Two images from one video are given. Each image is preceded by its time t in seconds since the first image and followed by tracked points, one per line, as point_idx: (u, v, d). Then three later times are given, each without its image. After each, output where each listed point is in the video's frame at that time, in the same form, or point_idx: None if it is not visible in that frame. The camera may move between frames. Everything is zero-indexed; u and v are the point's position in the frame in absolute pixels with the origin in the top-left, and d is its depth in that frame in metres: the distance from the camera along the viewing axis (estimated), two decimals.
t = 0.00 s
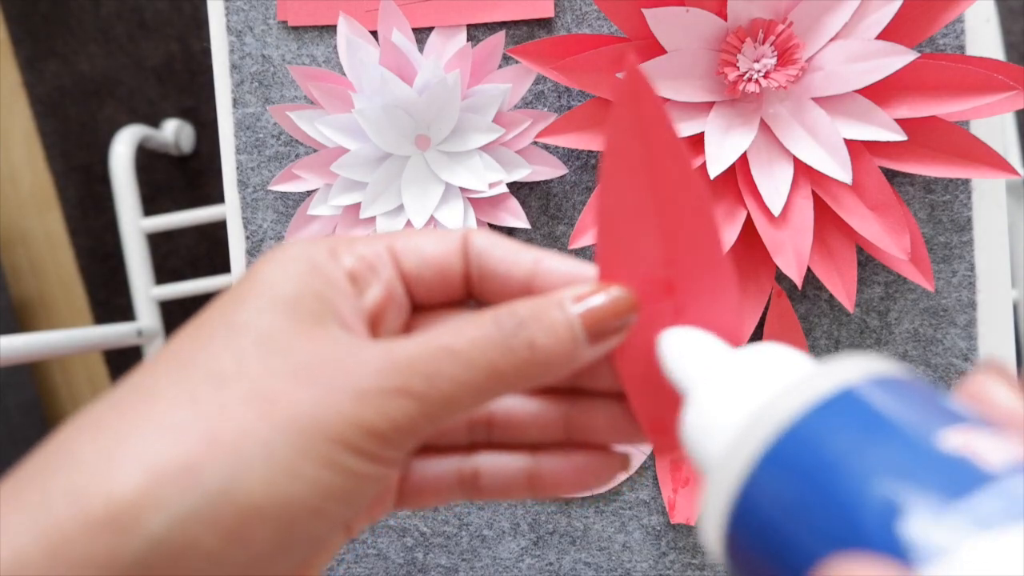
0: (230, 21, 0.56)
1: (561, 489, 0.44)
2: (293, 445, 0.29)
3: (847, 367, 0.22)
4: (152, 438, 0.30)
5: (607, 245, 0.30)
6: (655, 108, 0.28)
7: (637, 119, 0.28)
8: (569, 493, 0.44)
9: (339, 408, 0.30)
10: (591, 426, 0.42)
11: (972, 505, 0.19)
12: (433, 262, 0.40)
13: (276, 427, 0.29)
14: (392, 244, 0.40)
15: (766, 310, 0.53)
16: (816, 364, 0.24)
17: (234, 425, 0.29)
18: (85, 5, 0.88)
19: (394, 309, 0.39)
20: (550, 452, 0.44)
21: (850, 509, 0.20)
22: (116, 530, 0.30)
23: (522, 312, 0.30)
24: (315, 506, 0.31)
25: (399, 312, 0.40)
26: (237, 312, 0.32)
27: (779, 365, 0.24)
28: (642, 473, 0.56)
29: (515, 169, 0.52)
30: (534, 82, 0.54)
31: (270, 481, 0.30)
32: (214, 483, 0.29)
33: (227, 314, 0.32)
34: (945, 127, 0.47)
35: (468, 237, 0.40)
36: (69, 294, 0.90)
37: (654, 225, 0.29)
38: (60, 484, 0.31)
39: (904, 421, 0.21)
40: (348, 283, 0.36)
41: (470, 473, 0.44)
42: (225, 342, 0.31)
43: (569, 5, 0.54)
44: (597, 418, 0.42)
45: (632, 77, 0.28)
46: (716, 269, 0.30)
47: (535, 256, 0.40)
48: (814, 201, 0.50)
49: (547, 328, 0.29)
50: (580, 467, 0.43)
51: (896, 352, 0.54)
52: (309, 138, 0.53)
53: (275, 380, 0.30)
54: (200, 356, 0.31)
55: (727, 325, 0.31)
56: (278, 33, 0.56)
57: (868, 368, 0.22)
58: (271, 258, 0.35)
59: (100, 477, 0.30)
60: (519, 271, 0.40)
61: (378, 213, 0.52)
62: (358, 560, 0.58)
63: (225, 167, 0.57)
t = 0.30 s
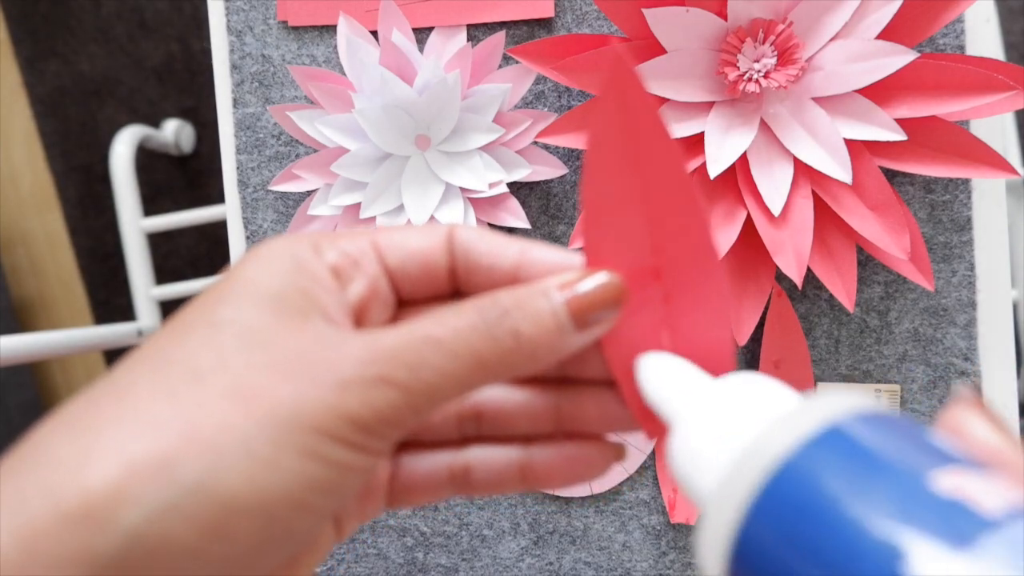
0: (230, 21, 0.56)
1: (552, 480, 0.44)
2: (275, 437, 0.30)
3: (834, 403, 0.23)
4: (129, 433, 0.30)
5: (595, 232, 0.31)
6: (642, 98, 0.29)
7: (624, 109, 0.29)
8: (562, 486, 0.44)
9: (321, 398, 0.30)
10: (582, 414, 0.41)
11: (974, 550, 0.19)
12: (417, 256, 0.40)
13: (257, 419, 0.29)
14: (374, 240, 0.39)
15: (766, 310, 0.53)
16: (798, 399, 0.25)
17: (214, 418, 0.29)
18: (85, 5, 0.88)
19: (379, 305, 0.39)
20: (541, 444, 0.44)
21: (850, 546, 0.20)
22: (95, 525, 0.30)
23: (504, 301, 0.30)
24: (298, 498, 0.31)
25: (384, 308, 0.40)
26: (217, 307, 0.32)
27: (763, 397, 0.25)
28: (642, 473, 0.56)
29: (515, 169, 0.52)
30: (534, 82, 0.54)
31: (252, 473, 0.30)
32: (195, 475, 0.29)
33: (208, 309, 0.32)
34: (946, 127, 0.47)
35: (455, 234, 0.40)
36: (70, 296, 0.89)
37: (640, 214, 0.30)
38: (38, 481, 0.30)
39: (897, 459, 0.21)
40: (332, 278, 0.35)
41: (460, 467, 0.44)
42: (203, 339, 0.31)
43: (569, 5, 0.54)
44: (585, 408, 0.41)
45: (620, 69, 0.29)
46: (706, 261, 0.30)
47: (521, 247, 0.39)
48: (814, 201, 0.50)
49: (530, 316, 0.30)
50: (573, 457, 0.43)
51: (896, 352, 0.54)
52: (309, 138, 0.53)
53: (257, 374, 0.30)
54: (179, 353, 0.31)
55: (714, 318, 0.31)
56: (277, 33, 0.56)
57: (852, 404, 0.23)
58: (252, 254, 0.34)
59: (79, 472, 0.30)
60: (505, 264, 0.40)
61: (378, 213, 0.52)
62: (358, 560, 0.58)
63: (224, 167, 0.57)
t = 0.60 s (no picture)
0: (230, 21, 0.57)
1: (559, 492, 0.44)
2: (281, 449, 0.30)
3: (884, 472, 0.24)
4: (133, 444, 0.30)
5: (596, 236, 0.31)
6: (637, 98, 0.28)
7: (619, 112, 0.28)
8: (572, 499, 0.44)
9: (327, 408, 0.30)
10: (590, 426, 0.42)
11: None
12: (424, 268, 0.40)
13: (261, 429, 0.29)
14: (383, 255, 0.39)
15: (766, 310, 0.53)
16: (850, 459, 0.26)
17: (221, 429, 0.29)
18: (85, 5, 0.88)
19: (386, 317, 0.38)
20: (549, 458, 0.44)
21: None
22: (96, 537, 0.29)
23: (509, 311, 0.30)
24: (303, 510, 0.31)
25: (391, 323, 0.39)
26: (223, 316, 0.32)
27: (807, 454, 0.26)
28: (642, 473, 0.56)
29: (515, 169, 0.52)
30: (534, 82, 0.54)
31: (258, 485, 0.30)
32: (199, 486, 0.29)
33: (215, 320, 0.32)
34: (946, 127, 0.47)
35: (459, 245, 0.40)
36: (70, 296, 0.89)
37: (640, 217, 0.30)
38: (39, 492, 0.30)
39: (946, 530, 0.23)
40: (339, 292, 0.35)
41: (467, 481, 0.44)
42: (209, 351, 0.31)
43: (569, 5, 0.54)
44: (594, 420, 0.41)
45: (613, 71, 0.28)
46: (707, 258, 0.29)
47: (525, 257, 0.39)
48: (814, 201, 0.50)
49: (535, 326, 0.30)
50: (581, 469, 0.43)
51: (896, 352, 0.54)
52: (309, 138, 0.53)
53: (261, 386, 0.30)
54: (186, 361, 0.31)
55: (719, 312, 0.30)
56: (277, 33, 0.56)
57: (900, 472, 0.24)
58: (259, 270, 0.34)
59: (80, 484, 0.30)
60: (510, 275, 0.40)
61: (378, 213, 0.52)
62: (358, 560, 0.58)
63: (224, 167, 0.57)
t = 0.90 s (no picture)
0: (230, 21, 0.56)
1: (552, 493, 0.43)
2: (272, 454, 0.30)
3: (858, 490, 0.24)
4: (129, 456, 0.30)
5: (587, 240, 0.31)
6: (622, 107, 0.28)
7: (607, 120, 0.28)
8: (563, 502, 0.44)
9: (314, 412, 0.30)
10: (578, 429, 0.41)
11: None
12: (417, 274, 0.40)
13: (249, 435, 0.30)
14: (374, 260, 0.39)
15: (766, 309, 0.53)
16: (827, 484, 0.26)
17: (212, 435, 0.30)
18: (85, 5, 0.87)
19: (378, 322, 0.38)
20: (540, 458, 0.43)
21: None
22: (87, 539, 0.30)
23: (498, 315, 0.30)
24: (293, 514, 0.31)
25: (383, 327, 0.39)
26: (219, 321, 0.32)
27: (781, 478, 0.26)
28: (642, 474, 0.56)
29: (516, 169, 0.52)
30: (534, 82, 0.54)
31: (248, 487, 0.30)
32: (190, 488, 0.29)
33: (205, 329, 0.32)
34: (946, 127, 0.47)
35: (450, 249, 0.40)
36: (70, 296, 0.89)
37: (630, 224, 0.30)
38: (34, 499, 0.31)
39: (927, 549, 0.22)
40: (330, 299, 0.35)
41: (460, 483, 0.43)
42: (202, 357, 0.31)
43: (569, 5, 0.54)
44: (584, 420, 0.41)
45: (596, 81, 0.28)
46: (695, 267, 0.29)
47: (516, 260, 0.39)
48: (814, 201, 0.50)
49: (524, 330, 0.30)
50: (573, 470, 0.42)
51: (896, 352, 0.54)
52: (309, 138, 0.53)
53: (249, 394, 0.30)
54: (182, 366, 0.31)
55: (705, 320, 0.30)
56: (277, 33, 0.56)
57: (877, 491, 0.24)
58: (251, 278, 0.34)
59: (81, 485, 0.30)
60: (500, 279, 0.39)
61: (378, 213, 0.52)
62: (358, 560, 0.58)
63: (224, 167, 0.57)
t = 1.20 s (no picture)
0: (229, 21, 0.56)
1: (394, 468, 0.44)
2: (129, 427, 0.33)
3: None
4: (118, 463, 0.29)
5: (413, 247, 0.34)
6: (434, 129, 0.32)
7: (429, 140, 0.33)
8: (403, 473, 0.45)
9: (167, 397, 0.33)
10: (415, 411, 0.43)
11: None
12: (272, 278, 0.41)
13: (112, 412, 0.33)
14: (236, 264, 0.41)
15: (766, 309, 0.53)
16: None
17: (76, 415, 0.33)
18: (85, 5, 0.87)
19: (238, 320, 0.40)
20: (381, 436, 0.44)
21: None
22: None
23: (338, 310, 0.32)
24: (154, 478, 0.34)
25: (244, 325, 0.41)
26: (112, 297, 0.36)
27: None
28: (642, 473, 0.56)
29: (516, 169, 0.52)
30: (534, 82, 0.54)
31: (106, 460, 0.33)
32: (59, 463, 0.33)
33: (84, 321, 0.36)
34: (947, 128, 0.47)
35: (306, 256, 0.41)
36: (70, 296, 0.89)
37: (453, 234, 0.33)
38: None
39: None
40: (194, 299, 0.37)
41: (312, 460, 0.44)
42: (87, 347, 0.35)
43: (568, 5, 0.54)
44: (419, 403, 0.42)
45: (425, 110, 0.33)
46: (505, 271, 0.32)
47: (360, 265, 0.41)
48: (814, 201, 0.50)
49: (359, 325, 0.32)
50: (406, 446, 0.43)
51: (896, 352, 0.54)
52: (309, 138, 0.53)
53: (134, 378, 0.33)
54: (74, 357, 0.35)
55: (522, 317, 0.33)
56: (277, 33, 0.56)
57: None
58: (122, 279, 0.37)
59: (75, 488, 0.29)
60: (346, 281, 0.41)
61: (378, 213, 0.52)
62: (358, 560, 0.58)
63: (224, 167, 0.57)
